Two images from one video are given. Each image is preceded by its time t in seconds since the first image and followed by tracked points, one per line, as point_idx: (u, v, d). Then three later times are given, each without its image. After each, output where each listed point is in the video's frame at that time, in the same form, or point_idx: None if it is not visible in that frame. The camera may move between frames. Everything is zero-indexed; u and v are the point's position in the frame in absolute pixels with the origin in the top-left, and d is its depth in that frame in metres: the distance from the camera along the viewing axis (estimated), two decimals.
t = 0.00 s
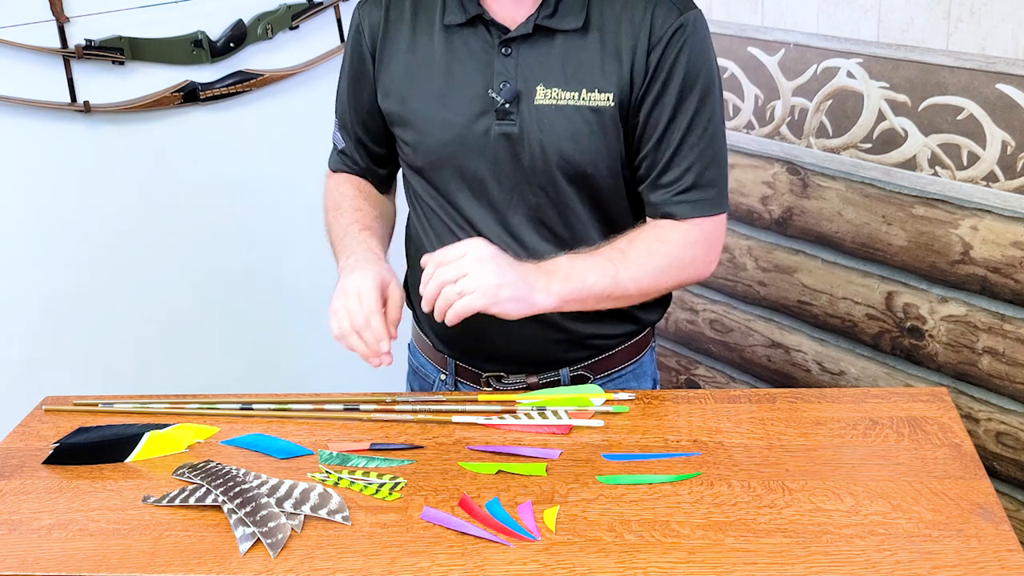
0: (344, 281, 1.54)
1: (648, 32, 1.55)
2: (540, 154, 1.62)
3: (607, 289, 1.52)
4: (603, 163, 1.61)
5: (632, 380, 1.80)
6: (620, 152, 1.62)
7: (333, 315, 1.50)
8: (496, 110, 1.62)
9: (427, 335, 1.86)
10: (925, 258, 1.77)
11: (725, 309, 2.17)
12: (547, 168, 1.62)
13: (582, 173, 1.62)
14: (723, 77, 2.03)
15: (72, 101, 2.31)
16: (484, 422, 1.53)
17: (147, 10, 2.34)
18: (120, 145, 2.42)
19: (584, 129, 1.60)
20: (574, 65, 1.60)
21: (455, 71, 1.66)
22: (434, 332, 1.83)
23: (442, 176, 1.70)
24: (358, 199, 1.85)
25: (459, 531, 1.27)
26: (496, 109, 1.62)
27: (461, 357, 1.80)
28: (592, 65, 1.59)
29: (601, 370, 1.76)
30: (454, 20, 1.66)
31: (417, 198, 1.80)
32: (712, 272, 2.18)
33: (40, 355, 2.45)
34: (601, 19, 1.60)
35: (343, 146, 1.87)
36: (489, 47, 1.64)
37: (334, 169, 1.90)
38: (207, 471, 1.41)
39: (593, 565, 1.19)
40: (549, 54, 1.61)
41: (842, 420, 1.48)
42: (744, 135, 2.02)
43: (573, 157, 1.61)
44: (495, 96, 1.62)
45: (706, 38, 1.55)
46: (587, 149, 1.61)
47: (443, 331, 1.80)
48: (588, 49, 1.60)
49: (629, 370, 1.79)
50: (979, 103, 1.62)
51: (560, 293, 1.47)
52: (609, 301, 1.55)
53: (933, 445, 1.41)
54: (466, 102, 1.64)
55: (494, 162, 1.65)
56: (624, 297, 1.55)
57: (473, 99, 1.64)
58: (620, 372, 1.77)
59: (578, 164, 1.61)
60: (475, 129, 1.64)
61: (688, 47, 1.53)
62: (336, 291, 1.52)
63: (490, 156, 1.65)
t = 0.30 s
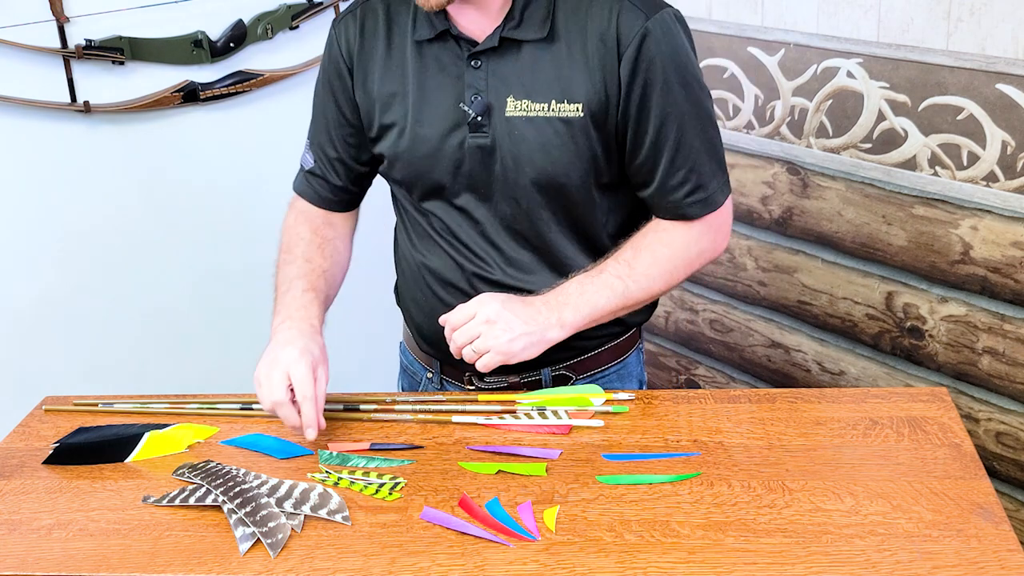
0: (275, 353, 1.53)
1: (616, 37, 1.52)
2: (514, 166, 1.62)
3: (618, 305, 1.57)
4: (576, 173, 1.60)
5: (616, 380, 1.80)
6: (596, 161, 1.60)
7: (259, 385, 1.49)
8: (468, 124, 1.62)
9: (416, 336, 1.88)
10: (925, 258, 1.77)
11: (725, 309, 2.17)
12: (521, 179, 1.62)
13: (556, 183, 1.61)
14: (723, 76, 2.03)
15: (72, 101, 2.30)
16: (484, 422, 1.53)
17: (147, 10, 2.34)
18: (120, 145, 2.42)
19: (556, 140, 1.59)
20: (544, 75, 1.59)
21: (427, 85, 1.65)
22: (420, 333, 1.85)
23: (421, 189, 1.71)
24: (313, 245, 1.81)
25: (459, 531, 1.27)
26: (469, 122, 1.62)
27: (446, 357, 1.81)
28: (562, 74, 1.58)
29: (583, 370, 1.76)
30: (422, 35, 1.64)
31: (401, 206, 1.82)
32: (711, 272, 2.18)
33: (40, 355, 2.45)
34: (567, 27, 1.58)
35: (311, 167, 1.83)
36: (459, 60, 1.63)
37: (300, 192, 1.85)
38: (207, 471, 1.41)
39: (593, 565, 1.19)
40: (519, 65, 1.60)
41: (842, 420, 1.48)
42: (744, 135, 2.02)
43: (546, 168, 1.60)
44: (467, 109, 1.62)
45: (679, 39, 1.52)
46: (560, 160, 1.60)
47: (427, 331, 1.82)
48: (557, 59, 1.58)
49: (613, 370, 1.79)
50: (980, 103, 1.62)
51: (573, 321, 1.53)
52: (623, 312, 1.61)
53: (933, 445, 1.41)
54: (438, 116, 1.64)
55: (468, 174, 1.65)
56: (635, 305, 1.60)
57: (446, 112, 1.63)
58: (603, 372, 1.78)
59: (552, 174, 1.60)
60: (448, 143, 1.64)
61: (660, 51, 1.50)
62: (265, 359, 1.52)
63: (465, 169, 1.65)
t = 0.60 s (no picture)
0: (266, 387, 1.43)
1: (604, 33, 1.58)
2: (510, 168, 1.62)
3: (629, 286, 1.64)
4: (572, 170, 1.62)
5: (610, 369, 1.81)
6: (589, 158, 1.63)
7: (255, 423, 1.41)
8: (459, 131, 1.61)
9: (405, 346, 1.83)
10: (925, 258, 1.77)
11: (725, 309, 2.17)
12: (519, 181, 1.62)
13: (554, 181, 1.62)
14: (723, 76, 2.03)
15: (72, 101, 2.30)
16: (484, 422, 1.53)
17: (147, 10, 2.35)
18: (120, 145, 2.42)
19: (551, 138, 1.61)
20: (532, 76, 1.61)
21: (411, 93, 1.63)
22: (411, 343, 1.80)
23: (409, 198, 1.68)
24: (274, 264, 1.69)
25: (459, 531, 1.27)
26: (459, 129, 1.61)
27: (445, 364, 1.78)
28: (551, 73, 1.60)
29: (581, 363, 1.76)
30: (402, 46, 1.62)
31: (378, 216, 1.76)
32: (711, 272, 2.18)
33: (40, 355, 2.45)
34: (550, 27, 1.61)
35: (270, 183, 1.72)
36: (442, 70, 1.62)
37: (253, 211, 1.73)
38: (207, 471, 1.41)
39: (593, 566, 1.19)
40: (506, 69, 1.61)
41: (842, 420, 1.48)
42: (744, 135, 2.02)
43: (543, 168, 1.62)
44: (457, 117, 1.61)
45: (659, 32, 1.60)
46: (556, 159, 1.62)
47: (421, 340, 1.77)
48: (544, 58, 1.61)
49: (607, 361, 1.80)
50: (979, 103, 1.62)
51: (595, 307, 1.57)
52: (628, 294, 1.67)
53: (933, 445, 1.41)
54: (427, 125, 1.62)
55: (462, 182, 1.64)
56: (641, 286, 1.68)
57: (434, 120, 1.62)
58: (598, 364, 1.79)
59: (549, 173, 1.62)
60: (440, 151, 1.62)
61: (648, 42, 1.58)
62: (255, 394, 1.42)
63: (458, 176, 1.64)
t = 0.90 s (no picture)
0: (270, 396, 1.42)
1: (601, 42, 1.59)
2: (505, 174, 1.63)
3: (622, 299, 1.63)
4: (568, 176, 1.63)
5: (599, 367, 1.82)
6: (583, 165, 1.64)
7: (262, 432, 1.41)
8: (455, 136, 1.61)
9: (396, 349, 1.82)
10: (925, 258, 1.77)
11: (725, 309, 2.17)
12: (514, 187, 1.63)
13: (548, 188, 1.63)
14: (723, 76, 2.03)
15: (72, 101, 2.30)
16: (484, 422, 1.53)
17: (147, 10, 2.35)
18: (120, 145, 2.42)
19: (547, 145, 1.61)
20: (528, 82, 1.61)
21: (407, 98, 1.63)
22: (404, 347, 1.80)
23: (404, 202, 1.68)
24: (269, 267, 1.69)
25: (459, 531, 1.27)
26: (455, 134, 1.61)
27: (437, 366, 1.78)
28: (547, 80, 1.61)
29: (571, 363, 1.76)
30: (399, 50, 1.62)
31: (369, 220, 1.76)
32: (711, 272, 2.18)
33: (39, 356, 2.45)
34: (546, 34, 1.62)
35: (264, 185, 1.72)
36: (439, 74, 1.62)
37: (248, 213, 1.73)
38: (206, 471, 1.41)
39: (593, 566, 1.19)
40: (502, 75, 1.62)
41: (842, 420, 1.48)
42: (744, 135, 2.02)
43: (538, 174, 1.62)
44: (453, 122, 1.61)
45: (654, 42, 1.61)
46: (551, 165, 1.62)
47: (414, 343, 1.77)
48: (540, 65, 1.62)
49: (597, 359, 1.80)
50: (979, 103, 1.62)
51: (588, 319, 1.57)
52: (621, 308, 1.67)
53: (933, 445, 1.41)
54: (422, 129, 1.62)
55: (457, 187, 1.64)
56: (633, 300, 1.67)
57: (430, 124, 1.62)
58: (588, 363, 1.79)
59: (544, 180, 1.63)
60: (436, 156, 1.62)
61: (644, 53, 1.59)
62: (260, 404, 1.42)
63: (453, 181, 1.64)
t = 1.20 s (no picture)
0: (272, 396, 1.42)
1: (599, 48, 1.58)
2: (501, 179, 1.63)
3: (609, 318, 1.58)
4: (565, 183, 1.63)
5: (596, 372, 1.81)
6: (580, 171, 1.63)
7: (263, 432, 1.41)
8: (453, 140, 1.61)
9: (392, 349, 1.83)
10: (925, 258, 1.77)
11: (725, 309, 2.17)
12: (510, 192, 1.63)
13: (544, 194, 1.63)
14: (723, 76, 2.03)
15: (72, 101, 2.30)
16: (484, 422, 1.53)
17: (147, 10, 2.35)
18: (120, 146, 2.42)
19: (543, 151, 1.61)
20: (526, 87, 1.61)
21: (405, 101, 1.63)
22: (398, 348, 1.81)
23: (401, 204, 1.68)
24: (271, 267, 1.69)
25: (459, 531, 1.27)
26: (453, 138, 1.61)
27: (431, 367, 1.78)
28: (545, 86, 1.60)
29: (566, 368, 1.75)
30: (399, 53, 1.62)
31: (367, 221, 1.77)
32: (711, 272, 2.18)
33: (39, 356, 2.45)
34: (546, 39, 1.61)
35: (265, 185, 1.72)
36: (438, 78, 1.62)
37: (249, 213, 1.74)
38: (206, 471, 1.41)
39: (593, 565, 1.19)
40: (500, 79, 1.61)
41: (842, 420, 1.48)
42: (744, 135, 2.02)
43: (535, 180, 1.62)
44: (451, 126, 1.61)
45: (654, 48, 1.61)
46: (547, 171, 1.62)
47: (408, 344, 1.78)
48: (538, 70, 1.61)
49: (593, 364, 1.79)
50: (979, 103, 1.62)
51: (572, 338, 1.52)
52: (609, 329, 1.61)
53: (933, 445, 1.41)
54: (420, 132, 1.62)
55: (455, 190, 1.64)
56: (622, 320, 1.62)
57: (428, 128, 1.62)
58: (584, 367, 1.78)
59: (540, 186, 1.62)
60: (433, 159, 1.62)
61: (640, 60, 1.58)
62: (261, 403, 1.42)
63: (450, 185, 1.64)
